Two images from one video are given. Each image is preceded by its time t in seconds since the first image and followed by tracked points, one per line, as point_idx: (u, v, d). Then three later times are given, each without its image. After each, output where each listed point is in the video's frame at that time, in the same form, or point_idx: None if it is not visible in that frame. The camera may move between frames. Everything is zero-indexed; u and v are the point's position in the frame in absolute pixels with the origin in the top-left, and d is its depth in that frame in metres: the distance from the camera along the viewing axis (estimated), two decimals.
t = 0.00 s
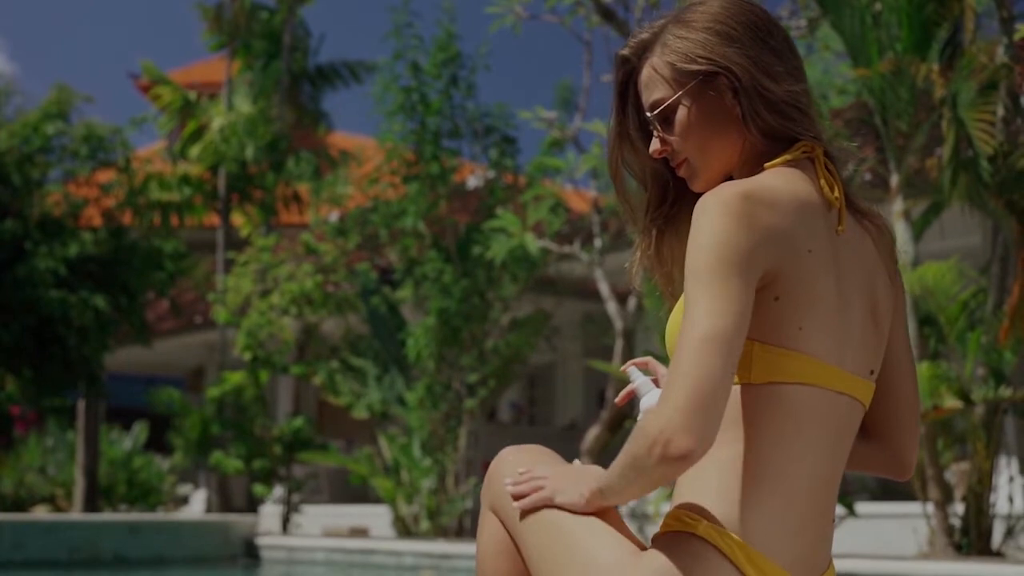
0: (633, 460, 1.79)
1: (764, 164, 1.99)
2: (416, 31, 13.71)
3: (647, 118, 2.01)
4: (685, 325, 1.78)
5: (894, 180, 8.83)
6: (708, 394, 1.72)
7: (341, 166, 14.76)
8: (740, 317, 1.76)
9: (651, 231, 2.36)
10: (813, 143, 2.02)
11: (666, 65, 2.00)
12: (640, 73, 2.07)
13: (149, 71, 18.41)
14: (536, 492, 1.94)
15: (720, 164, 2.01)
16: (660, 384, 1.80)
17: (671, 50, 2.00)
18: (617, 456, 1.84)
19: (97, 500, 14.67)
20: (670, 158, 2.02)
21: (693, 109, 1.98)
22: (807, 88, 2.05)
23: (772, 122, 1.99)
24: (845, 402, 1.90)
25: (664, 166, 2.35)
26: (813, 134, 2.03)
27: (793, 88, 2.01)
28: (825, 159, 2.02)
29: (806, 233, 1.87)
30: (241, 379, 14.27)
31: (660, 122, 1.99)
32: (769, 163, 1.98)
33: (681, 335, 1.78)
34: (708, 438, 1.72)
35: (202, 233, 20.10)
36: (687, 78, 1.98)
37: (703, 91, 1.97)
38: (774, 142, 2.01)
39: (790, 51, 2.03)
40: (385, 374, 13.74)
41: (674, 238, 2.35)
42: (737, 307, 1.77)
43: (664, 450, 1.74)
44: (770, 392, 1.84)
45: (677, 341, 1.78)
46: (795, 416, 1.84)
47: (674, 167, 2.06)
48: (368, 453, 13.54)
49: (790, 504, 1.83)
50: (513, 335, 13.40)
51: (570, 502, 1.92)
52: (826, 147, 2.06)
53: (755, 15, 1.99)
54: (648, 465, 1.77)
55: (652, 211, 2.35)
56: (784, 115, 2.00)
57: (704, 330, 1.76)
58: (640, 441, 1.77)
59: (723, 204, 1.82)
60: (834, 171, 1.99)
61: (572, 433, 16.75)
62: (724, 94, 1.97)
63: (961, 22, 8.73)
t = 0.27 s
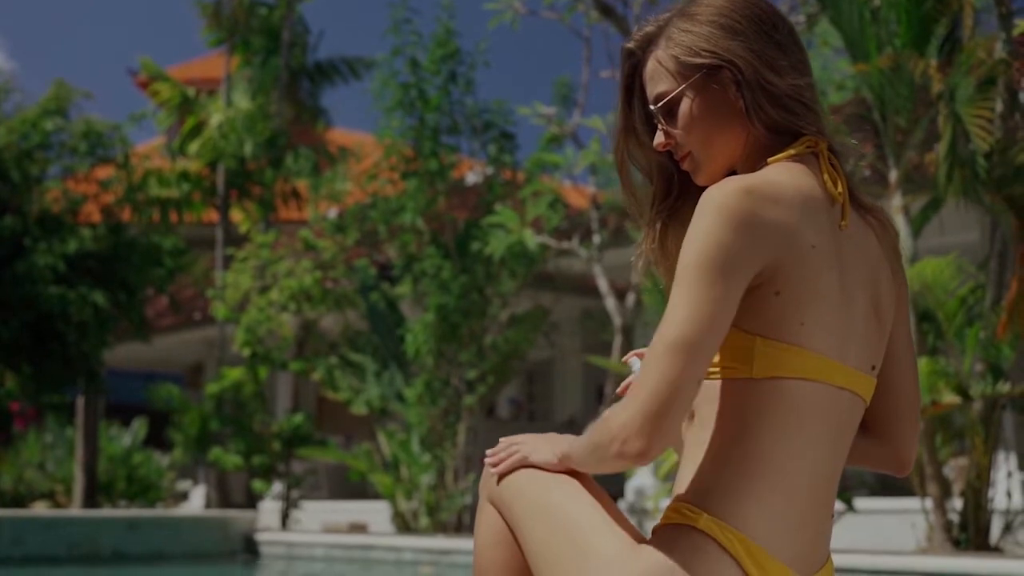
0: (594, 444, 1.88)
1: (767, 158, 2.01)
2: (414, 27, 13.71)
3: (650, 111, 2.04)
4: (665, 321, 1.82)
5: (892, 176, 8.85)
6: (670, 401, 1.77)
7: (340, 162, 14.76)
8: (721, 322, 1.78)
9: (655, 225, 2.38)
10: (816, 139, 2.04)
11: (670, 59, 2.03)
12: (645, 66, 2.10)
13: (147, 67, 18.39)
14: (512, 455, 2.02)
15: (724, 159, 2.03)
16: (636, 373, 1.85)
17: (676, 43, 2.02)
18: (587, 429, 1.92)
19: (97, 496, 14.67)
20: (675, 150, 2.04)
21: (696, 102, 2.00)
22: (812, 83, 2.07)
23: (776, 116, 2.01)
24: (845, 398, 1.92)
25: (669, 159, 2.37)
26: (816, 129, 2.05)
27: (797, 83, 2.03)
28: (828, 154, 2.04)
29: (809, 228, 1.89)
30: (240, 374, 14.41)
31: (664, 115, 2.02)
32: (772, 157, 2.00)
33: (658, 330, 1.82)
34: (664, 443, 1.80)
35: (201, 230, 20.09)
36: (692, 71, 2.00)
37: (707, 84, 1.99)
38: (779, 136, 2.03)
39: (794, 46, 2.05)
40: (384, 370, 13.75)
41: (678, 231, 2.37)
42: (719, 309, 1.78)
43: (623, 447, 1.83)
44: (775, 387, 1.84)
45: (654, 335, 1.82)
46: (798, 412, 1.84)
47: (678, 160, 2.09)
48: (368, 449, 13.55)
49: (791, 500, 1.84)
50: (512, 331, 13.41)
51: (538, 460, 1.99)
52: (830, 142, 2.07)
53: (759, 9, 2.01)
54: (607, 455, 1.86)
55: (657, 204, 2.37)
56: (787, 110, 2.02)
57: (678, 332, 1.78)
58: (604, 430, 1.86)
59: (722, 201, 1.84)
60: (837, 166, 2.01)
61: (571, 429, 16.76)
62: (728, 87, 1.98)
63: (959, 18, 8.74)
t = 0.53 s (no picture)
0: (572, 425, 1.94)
1: (766, 149, 2.01)
2: (411, 21, 13.69)
3: (651, 100, 2.04)
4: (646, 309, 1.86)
5: (890, 170, 8.89)
6: (641, 390, 1.84)
7: (337, 156, 14.74)
8: (701, 313, 1.81)
9: (657, 213, 2.38)
10: (816, 130, 2.03)
11: (671, 48, 2.03)
12: (646, 56, 2.10)
13: (144, 61, 18.35)
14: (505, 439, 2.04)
15: (723, 149, 2.03)
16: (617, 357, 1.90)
17: (676, 33, 2.02)
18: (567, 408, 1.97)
19: (94, 491, 14.66)
20: (675, 141, 2.05)
21: (696, 93, 2.00)
22: (812, 75, 2.06)
23: (775, 107, 2.01)
24: (841, 390, 1.91)
25: (671, 149, 2.37)
26: (816, 120, 2.05)
27: (797, 74, 2.02)
28: (828, 146, 2.03)
29: (804, 219, 1.89)
30: (237, 369, 14.27)
31: (664, 104, 2.02)
32: (772, 148, 1.99)
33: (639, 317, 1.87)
34: (635, 426, 1.87)
35: (198, 224, 20.07)
36: (691, 62, 2.00)
37: (707, 74, 1.99)
38: (779, 127, 2.02)
39: (794, 38, 2.04)
40: (381, 364, 13.75)
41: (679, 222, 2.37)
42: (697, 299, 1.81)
43: (597, 430, 1.89)
44: (770, 378, 1.84)
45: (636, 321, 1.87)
46: (794, 404, 1.84)
47: (678, 151, 2.09)
48: (364, 444, 13.56)
49: (784, 494, 1.83)
50: (509, 325, 13.42)
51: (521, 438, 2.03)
52: (830, 134, 2.07)
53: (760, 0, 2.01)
54: (581, 437, 1.92)
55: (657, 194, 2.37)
56: (788, 101, 2.02)
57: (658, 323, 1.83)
58: (581, 412, 1.92)
59: (713, 192, 1.85)
60: (836, 158, 2.00)
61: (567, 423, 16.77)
62: (728, 77, 1.98)
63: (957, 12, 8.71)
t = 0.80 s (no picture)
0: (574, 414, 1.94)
1: (763, 136, 2.01)
2: (410, 12, 13.66)
3: (649, 87, 2.04)
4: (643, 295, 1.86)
5: (888, 162, 8.94)
6: (639, 377, 1.84)
7: (335, 148, 14.72)
8: (696, 302, 1.81)
9: (657, 200, 2.38)
10: (814, 118, 2.03)
11: (669, 36, 2.02)
12: (644, 44, 2.10)
13: (142, 52, 18.31)
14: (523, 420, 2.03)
15: (721, 137, 2.03)
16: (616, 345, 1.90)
17: (674, 21, 2.02)
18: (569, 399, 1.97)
19: (92, 482, 14.65)
20: (672, 128, 2.05)
21: (694, 80, 2.00)
22: (809, 63, 2.06)
23: (773, 95, 2.00)
24: (837, 377, 1.91)
25: (670, 137, 2.37)
26: (814, 108, 2.04)
27: (795, 61, 2.02)
28: (825, 133, 2.03)
29: (799, 206, 1.89)
30: (235, 360, 14.28)
31: (662, 92, 2.02)
32: (769, 136, 1.99)
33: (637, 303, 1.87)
34: (634, 416, 1.88)
35: (196, 215, 20.05)
36: (689, 49, 1.99)
37: (704, 62, 1.98)
38: (776, 115, 2.02)
39: (792, 25, 2.04)
40: (379, 355, 13.75)
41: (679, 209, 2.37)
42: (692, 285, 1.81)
43: (594, 419, 1.90)
44: (765, 365, 1.84)
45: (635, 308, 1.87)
46: (789, 391, 1.84)
47: (676, 138, 2.09)
48: (362, 435, 13.58)
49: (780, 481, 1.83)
50: (507, 317, 13.41)
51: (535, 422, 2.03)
52: (828, 122, 2.06)
53: None
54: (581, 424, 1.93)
55: (658, 181, 2.37)
56: (785, 88, 2.02)
57: (657, 312, 1.83)
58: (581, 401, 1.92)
59: (708, 178, 1.85)
60: (833, 146, 2.00)
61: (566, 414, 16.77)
62: (725, 65, 1.98)
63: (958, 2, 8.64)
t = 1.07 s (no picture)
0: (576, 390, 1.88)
1: (761, 120, 2.00)
2: None
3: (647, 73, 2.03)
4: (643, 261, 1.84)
5: (887, 149, 8.91)
6: (641, 345, 1.79)
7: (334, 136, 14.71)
8: (696, 264, 1.79)
9: (656, 183, 2.39)
10: (812, 103, 2.03)
11: (667, 21, 2.02)
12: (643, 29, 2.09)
13: (139, 41, 18.26)
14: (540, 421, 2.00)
15: (719, 122, 2.03)
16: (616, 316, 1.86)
17: (672, 6, 2.01)
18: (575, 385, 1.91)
19: (91, 470, 14.66)
20: (671, 114, 2.04)
21: (692, 66, 1.99)
22: (808, 48, 2.06)
23: (771, 80, 2.00)
24: (835, 360, 1.91)
25: (669, 120, 2.37)
26: (812, 94, 2.04)
27: (793, 47, 2.02)
28: (824, 119, 2.03)
29: (795, 187, 1.89)
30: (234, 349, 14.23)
31: (661, 77, 2.01)
32: (767, 120, 1.99)
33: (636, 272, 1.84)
34: (635, 388, 1.81)
35: (194, 204, 20.03)
36: (687, 34, 1.99)
37: (703, 48, 1.98)
38: (774, 101, 2.02)
39: (790, 10, 2.04)
40: (378, 344, 13.77)
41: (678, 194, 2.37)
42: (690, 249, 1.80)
43: (593, 393, 1.84)
44: (760, 348, 1.85)
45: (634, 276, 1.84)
46: (784, 372, 1.85)
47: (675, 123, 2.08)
48: (362, 423, 13.59)
49: (776, 465, 1.85)
50: (506, 305, 13.42)
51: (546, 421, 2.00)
52: (827, 107, 2.06)
53: None
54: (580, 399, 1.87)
55: (657, 165, 2.37)
56: (783, 74, 2.02)
57: (658, 274, 1.80)
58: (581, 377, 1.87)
59: (706, 157, 1.85)
60: (831, 131, 2.00)
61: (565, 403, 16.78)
62: (724, 51, 1.97)
63: None
